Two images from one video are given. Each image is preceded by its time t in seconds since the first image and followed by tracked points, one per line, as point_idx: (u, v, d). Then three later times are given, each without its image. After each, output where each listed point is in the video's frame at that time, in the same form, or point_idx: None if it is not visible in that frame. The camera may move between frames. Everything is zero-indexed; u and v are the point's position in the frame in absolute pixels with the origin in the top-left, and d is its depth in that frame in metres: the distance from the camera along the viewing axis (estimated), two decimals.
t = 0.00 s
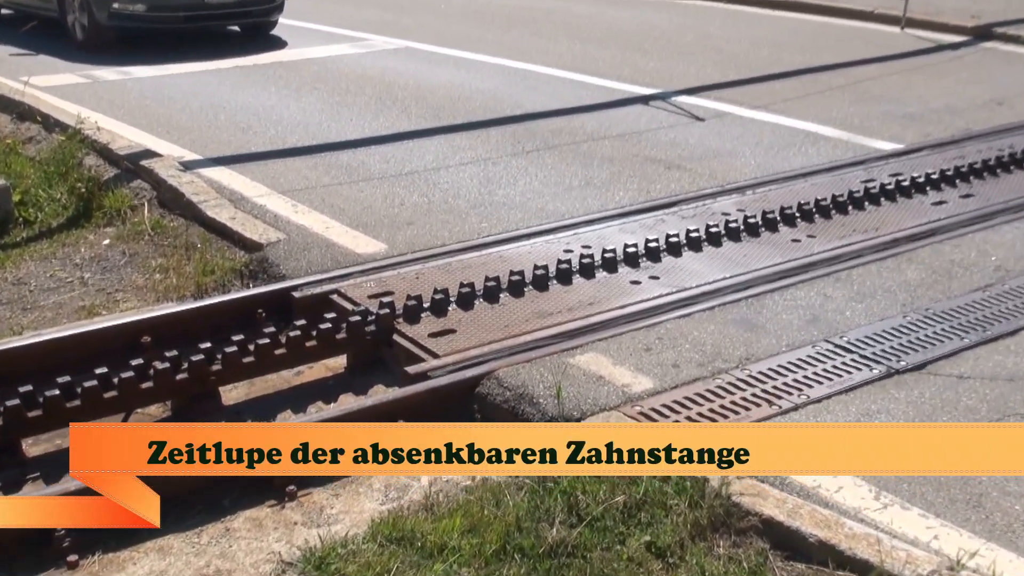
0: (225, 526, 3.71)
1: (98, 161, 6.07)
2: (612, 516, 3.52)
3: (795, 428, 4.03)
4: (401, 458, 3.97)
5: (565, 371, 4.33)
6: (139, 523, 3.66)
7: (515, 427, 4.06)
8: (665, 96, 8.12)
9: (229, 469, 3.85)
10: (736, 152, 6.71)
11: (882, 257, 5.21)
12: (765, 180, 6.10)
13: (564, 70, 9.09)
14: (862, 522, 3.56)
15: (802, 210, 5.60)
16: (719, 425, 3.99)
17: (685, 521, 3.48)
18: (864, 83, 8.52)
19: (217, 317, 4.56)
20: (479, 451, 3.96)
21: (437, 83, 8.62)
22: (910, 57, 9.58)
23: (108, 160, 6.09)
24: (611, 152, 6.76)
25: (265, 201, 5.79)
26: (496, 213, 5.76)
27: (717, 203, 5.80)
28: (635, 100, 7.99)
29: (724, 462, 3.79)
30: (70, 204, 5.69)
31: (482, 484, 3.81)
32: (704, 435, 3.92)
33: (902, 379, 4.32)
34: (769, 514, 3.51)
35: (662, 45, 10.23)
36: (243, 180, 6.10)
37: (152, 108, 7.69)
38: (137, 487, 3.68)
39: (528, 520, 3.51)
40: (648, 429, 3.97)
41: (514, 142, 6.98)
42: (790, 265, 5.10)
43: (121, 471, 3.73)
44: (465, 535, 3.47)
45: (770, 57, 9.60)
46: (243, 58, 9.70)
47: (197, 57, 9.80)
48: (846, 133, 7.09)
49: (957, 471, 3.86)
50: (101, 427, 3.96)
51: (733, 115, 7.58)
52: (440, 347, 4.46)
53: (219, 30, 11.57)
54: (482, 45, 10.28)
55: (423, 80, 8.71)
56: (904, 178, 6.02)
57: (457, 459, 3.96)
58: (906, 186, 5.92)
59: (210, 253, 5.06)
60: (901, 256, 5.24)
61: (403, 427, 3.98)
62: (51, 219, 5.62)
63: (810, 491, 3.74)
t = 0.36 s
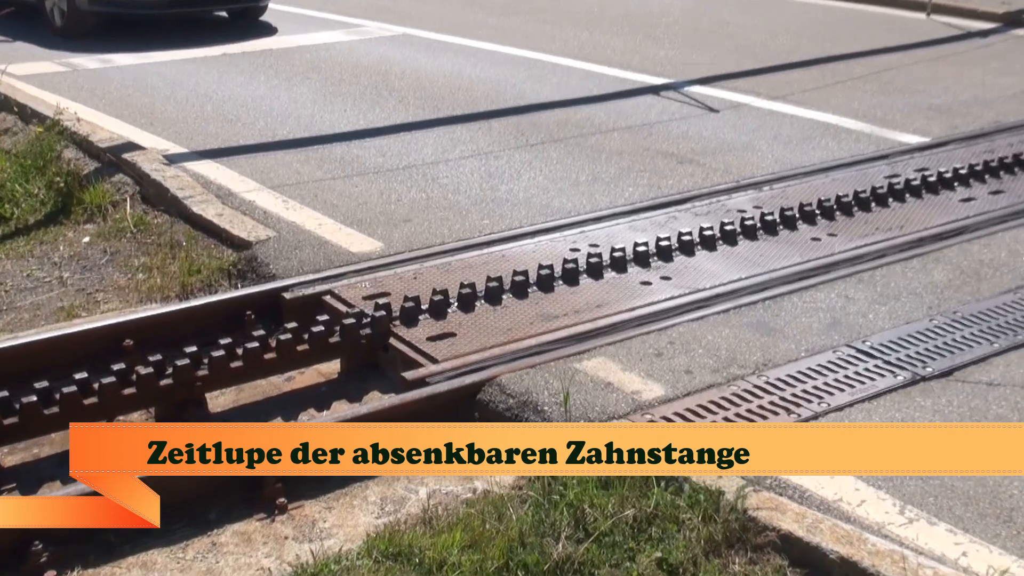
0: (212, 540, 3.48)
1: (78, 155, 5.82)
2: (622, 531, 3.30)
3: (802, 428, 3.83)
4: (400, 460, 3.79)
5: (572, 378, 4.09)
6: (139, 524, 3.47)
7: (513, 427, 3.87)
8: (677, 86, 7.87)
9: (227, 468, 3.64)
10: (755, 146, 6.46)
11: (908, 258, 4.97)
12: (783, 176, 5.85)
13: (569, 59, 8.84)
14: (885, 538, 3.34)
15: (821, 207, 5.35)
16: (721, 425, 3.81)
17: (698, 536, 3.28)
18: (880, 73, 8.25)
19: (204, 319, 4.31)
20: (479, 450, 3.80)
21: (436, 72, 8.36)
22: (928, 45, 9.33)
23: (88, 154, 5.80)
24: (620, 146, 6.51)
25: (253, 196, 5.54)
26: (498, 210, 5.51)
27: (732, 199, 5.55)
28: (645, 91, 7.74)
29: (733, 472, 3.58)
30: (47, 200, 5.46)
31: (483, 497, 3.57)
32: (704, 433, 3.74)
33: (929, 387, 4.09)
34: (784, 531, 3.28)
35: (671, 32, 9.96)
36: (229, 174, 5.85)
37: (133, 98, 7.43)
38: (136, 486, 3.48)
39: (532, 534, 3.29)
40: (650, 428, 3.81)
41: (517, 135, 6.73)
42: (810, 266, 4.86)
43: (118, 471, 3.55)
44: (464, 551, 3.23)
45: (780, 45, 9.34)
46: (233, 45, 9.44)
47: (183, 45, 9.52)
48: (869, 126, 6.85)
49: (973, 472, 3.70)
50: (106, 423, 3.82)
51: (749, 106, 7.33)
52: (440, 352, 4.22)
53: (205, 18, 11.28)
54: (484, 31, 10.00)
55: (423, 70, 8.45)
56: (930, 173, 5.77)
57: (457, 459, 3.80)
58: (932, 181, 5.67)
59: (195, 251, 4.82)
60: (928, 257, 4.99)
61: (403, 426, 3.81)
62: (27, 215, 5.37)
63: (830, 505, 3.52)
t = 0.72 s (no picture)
0: (198, 558, 3.22)
1: (56, 147, 5.58)
2: (635, 550, 3.07)
3: (802, 427, 3.60)
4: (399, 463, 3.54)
5: (581, 386, 3.83)
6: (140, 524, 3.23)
7: (513, 428, 3.66)
8: (694, 74, 7.60)
9: (227, 468, 3.38)
10: (778, 138, 6.19)
11: (942, 258, 4.71)
12: (809, 170, 5.58)
13: (573, 46, 8.55)
14: (919, 559, 3.09)
15: (848, 203, 5.07)
16: (719, 425, 3.62)
17: (718, 555, 3.04)
18: (901, 61, 7.96)
19: (191, 321, 4.05)
20: (478, 450, 3.59)
21: (437, 59, 8.06)
22: (949, 32, 9.03)
23: (68, 144, 5.56)
24: (634, 138, 6.25)
25: (242, 190, 5.28)
26: (504, 205, 5.25)
27: (753, 194, 5.28)
28: (663, 79, 7.46)
29: (751, 486, 3.33)
30: (24, 193, 5.20)
31: (487, 512, 3.32)
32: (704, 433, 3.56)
33: (965, 396, 3.83)
34: (811, 549, 3.02)
35: (678, 19, 9.67)
36: (216, 166, 5.59)
37: (115, 86, 7.16)
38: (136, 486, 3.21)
39: (539, 553, 3.07)
40: (648, 427, 3.61)
41: (522, 126, 6.45)
42: (837, 266, 4.60)
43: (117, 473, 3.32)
44: (468, 571, 2.99)
45: (793, 32, 9.04)
46: (224, 30, 9.14)
47: (171, 30, 9.21)
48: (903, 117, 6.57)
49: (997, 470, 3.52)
50: (109, 423, 3.59)
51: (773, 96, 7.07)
52: (442, 358, 3.95)
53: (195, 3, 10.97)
54: (486, 16, 9.70)
55: (424, 57, 8.15)
56: (966, 168, 5.50)
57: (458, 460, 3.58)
58: (967, 176, 5.40)
59: (180, 250, 4.56)
60: (961, 257, 4.73)
61: (403, 427, 3.55)
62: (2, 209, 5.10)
63: (858, 522, 3.27)
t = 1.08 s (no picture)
0: (185, 572, 3.03)
1: (36, 138, 5.40)
2: (647, 563, 2.86)
3: (812, 438, 3.42)
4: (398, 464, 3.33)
5: (589, 389, 3.63)
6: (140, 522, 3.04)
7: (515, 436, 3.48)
8: (711, 62, 7.40)
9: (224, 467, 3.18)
10: (797, 130, 5.99)
11: (971, 257, 4.52)
12: (831, 163, 5.38)
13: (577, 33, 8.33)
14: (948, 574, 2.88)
15: (871, 198, 4.87)
16: (728, 437, 3.42)
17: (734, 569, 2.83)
18: (920, 50, 7.74)
19: (179, 322, 3.86)
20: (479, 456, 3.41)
21: (438, 47, 7.84)
22: (965, 18, 8.80)
23: (50, 136, 5.40)
24: (645, 129, 6.05)
25: (233, 184, 5.08)
26: (508, 200, 5.05)
27: (772, 189, 5.09)
28: (675, 67, 7.26)
29: (768, 496, 3.13)
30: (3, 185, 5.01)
31: (490, 523, 3.13)
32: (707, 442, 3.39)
33: (997, 402, 3.63)
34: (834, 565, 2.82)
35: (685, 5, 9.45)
36: (204, 159, 5.39)
37: (98, 74, 6.95)
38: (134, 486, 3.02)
39: (546, 567, 2.87)
40: (652, 433, 3.43)
41: (526, 117, 6.25)
42: (859, 265, 4.40)
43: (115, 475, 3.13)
44: None
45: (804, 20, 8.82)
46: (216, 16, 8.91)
47: (160, 16, 8.98)
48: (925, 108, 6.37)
49: None
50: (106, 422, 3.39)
51: (791, 85, 6.87)
52: (443, 361, 3.75)
53: None
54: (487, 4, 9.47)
55: (424, 44, 7.94)
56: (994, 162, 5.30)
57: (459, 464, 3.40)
58: (996, 171, 5.20)
59: (168, 247, 4.36)
60: (990, 256, 4.54)
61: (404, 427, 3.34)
62: None
63: (881, 533, 3.05)
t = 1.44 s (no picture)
0: None
1: (10, 126, 5.20)
2: None
3: (832, 446, 3.19)
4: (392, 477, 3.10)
5: (595, 393, 3.40)
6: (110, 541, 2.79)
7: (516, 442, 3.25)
8: (727, 43, 7.16)
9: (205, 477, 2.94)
10: (818, 117, 5.76)
11: (1000, 252, 4.29)
12: (853, 153, 5.14)
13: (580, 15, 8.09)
14: None
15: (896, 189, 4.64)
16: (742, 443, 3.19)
17: None
18: (945, 33, 7.50)
19: (158, 320, 3.63)
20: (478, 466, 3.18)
21: (435, 29, 7.59)
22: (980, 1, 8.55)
23: (20, 121, 5.24)
24: (656, 116, 5.82)
25: (216, 172, 4.85)
26: (509, 192, 4.82)
27: (791, 180, 4.86)
28: (689, 50, 7.02)
29: (786, 507, 2.91)
30: None
31: (489, 535, 2.90)
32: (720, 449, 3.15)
33: None
34: None
35: None
36: (187, 147, 5.15)
37: (74, 56, 6.71)
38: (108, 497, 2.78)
39: None
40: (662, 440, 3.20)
41: (528, 103, 6.01)
42: (882, 261, 4.17)
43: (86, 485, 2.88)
44: None
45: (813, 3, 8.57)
46: None
47: None
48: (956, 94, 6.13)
49: None
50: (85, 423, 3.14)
51: (811, 69, 6.64)
52: (440, 362, 3.52)
53: None
54: None
55: (421, 26, 7.68)
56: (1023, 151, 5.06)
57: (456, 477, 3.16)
58: None
59: (146, 240, 4.13)
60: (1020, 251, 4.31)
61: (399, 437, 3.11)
62: None
63: (907, 547, 2.83)
